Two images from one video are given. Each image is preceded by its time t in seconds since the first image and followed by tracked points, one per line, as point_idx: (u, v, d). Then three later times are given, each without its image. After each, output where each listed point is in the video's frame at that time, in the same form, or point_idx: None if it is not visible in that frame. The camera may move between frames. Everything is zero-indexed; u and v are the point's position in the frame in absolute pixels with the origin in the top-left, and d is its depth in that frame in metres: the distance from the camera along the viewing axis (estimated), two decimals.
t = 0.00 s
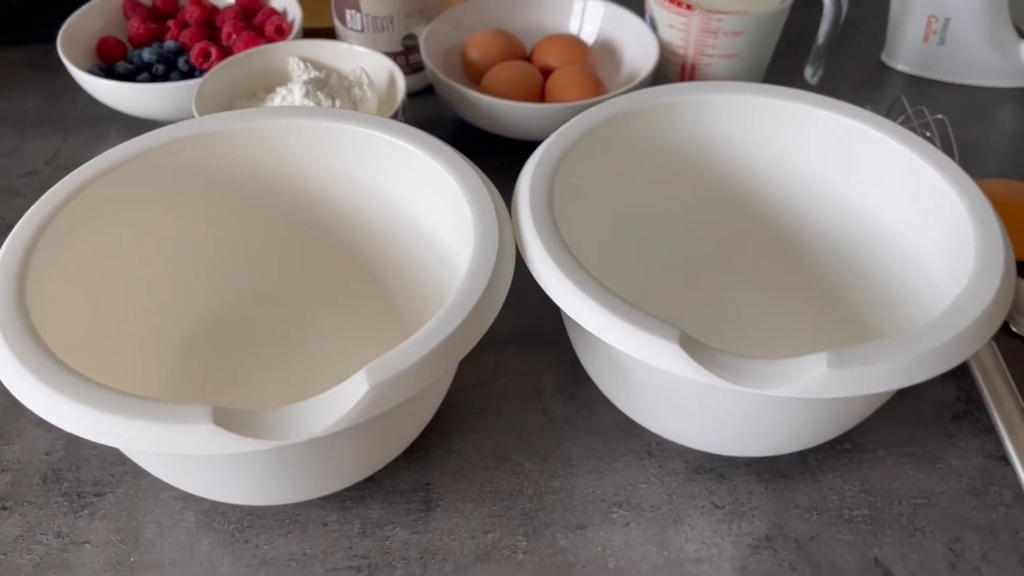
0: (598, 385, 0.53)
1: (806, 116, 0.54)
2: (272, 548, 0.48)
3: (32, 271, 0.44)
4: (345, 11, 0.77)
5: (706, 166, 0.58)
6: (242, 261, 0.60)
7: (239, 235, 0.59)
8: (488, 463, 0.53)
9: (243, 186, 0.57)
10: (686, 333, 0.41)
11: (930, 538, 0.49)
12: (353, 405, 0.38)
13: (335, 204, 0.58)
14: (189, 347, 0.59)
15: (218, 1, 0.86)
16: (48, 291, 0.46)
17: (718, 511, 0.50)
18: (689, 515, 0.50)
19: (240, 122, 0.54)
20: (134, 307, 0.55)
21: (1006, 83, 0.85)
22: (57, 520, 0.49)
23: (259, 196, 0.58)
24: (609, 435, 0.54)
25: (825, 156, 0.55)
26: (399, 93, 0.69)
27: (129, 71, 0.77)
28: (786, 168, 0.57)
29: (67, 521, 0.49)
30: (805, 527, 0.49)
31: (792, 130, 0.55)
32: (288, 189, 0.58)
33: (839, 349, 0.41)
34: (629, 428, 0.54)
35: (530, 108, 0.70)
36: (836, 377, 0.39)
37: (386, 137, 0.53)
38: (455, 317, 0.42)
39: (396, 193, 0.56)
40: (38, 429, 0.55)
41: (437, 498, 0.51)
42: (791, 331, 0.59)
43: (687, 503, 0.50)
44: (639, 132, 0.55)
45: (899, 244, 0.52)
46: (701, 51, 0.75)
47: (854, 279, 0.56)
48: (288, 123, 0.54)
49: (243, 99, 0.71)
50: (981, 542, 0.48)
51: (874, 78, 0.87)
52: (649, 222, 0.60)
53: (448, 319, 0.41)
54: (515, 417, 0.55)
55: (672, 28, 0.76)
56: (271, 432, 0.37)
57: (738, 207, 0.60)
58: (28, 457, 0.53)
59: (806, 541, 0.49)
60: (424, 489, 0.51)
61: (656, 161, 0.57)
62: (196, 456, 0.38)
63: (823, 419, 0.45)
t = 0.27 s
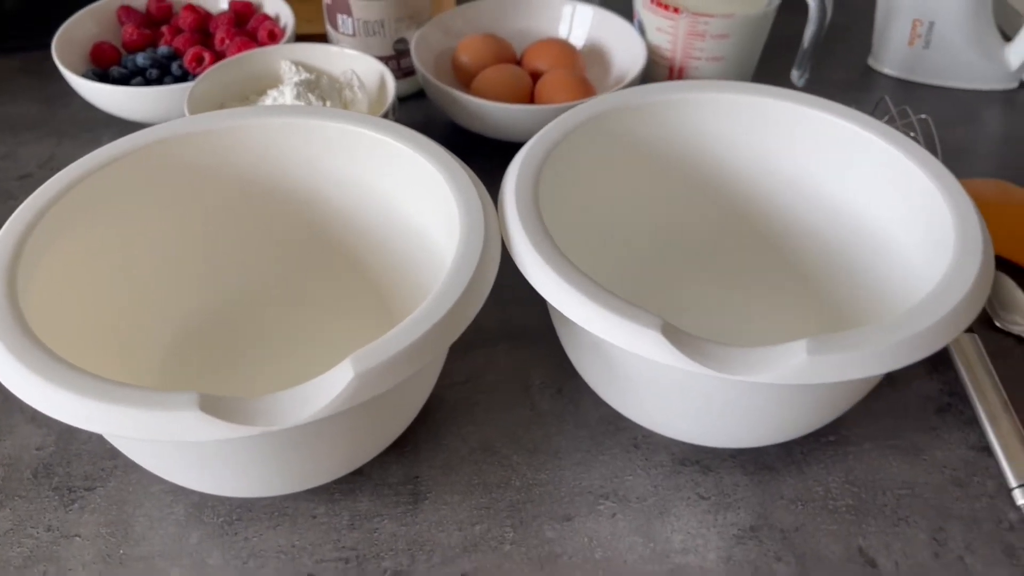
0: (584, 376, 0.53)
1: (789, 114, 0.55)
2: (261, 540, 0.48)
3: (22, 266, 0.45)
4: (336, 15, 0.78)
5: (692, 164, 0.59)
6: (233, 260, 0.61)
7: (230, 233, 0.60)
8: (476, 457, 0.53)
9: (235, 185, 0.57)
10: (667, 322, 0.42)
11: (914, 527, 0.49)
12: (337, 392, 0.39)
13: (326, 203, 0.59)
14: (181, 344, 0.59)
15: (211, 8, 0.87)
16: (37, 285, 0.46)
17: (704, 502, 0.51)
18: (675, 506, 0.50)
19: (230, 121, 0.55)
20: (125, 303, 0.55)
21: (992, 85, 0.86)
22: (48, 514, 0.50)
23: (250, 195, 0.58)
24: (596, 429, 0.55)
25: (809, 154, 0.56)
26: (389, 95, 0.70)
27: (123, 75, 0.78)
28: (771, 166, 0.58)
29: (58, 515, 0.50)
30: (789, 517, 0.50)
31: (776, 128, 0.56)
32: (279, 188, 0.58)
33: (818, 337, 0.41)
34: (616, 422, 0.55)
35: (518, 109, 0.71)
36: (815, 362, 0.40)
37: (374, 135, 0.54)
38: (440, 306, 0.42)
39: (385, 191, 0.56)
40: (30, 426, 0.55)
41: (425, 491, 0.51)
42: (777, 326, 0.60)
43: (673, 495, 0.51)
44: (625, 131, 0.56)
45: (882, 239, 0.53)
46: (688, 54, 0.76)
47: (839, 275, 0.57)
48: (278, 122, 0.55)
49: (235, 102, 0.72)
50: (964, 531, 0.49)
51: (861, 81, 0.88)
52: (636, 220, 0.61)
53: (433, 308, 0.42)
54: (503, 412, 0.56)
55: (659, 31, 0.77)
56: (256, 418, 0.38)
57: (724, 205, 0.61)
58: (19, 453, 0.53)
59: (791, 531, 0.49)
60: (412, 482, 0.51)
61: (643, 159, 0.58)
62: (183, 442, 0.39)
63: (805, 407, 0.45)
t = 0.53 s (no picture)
0: (574, 374, 0.54)
1: (776, 117, 0.56)
2: (254, 537, 0.49)
3: (19, 264, 0.46)
4: (332, 25, 0.79)
5: (682, 168, 0.60)
6: (228, 262, 0.61)
7: (226, 236, 0.60)
8: (467, 455, 0.53)
9: (231, 188, 0.58)
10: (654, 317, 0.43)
11: (901, 523, 0.50)
12: (329, 385, 0.39)
13: (320, 206, 0.60)
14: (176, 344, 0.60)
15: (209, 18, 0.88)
16: (33, 284, 0.47)
17: (693, 499, 0.51)
18: (665, 503, 0.51)
19: (225, 124, 0.56)
20: (120, 304, 0.56)
21: (979, 94, 0.87)
22: (42, 512, 0.50)
23: (245, 198, 0.59)
24: (587, 428, 0.55)
25: (796, 156, 0.57)
26: (383, 101, 0.71)
27: (121, 84, 0.79)
28: (759, 168, 0.59)
29: (52, 513, 0.50)
30: (778, 514, 0.50)
31: (763, 131, 0.57)
32: (274, 192, 0.59)
33: (802, 331, 0.42)
34: (607, 421, 0.55)
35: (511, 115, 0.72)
36: (799, 355, 0.41)
37: (366, 138, 0.55)
38: (431, 301, 0.43)
39: (377, 194, 0.57)
40: (25, 425, 0.55)
41: (417, 488, 0.51)
42: (765, 327, 0.60)
43: (663, 492, 0.51)
44: (615, 134, 0.57)
45: (867, 240, 0.54)
46: (679, 62, 0.77)
47: (825, 276, 0.58)
48: (273, 125, 0.56)
49: (231, 109, 0.73)
50: (951, 527, 0.49)
51: (850, 90, 0.90)
52: (626, 222, 0.61)
53: (424, 303, 0.43)
54: (495, 411, 0.56)
55: (650, 39, 0.78)
56: (248, 410, 0.38)
57: (713, 207, 0.62)
58: (14, 452, 0.54)
59: (779, 528, 0.49)
60: (404, 480, 0.52)
61: (632, 162, 0.59)
62: (175, 435, 0.39)
63: (791, 401, 0.46)
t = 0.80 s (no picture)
0: (568, 377, 0.55)
1: (766, 127, 0.57)
2: (252, 537, 0.49)
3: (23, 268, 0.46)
4: (332, 37, 0.80)
5: (674, 177, 0.61)
6: (228, 268, 0.62)
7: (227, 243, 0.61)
8: (463, 457, 0.54)
9: (233, 195, 0.60)
10: (646, 318, 0.43)
11: (890, 525, 0.50)
12: (326, 382, 0.40)
13: (319, 213, 0.61)
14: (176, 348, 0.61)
15: (211, 32, 0.90)
16: (36, 286, 0.48)
17: (685, 501, 0.52)
18: (657, 505, 0.51)
19: (227, 133, 0.57)
20: (122, 308, 0.57)
21: (970, 107, 0.88)
22: (43, 512, 0.51)
23: (246, 205, 0.60)
24: (581, 431, 0.56)
25: (786, 165, 0.58)
26: (382, 112, 0.72)
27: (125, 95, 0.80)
28: (750, 177, 0.60)
29: (53, 513, 0.51)
30: (769, 515, 0.51)
31: (754, 140, 0.58)
32: (274, 199, 0.60)
33: (791, 331, 0.43)
34: (600, 425, 0.56)
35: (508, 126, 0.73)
36: (787, 356, 0.42)
37: (365, 146, 0.56)
38: (428, 301, 0.44)
39: (376, 200, 0.58)
40: (27, 427, 0.56)
41: (413, 490, 0.52)
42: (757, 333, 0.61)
43: (656, 494, 0.52)
44: (608, 143, 0.58)
45: (856, 246, 0.55)
46: (673, 75, 0.79)
47: (816, 282, 0.59)
48: (274, 134, 0.57)
49: (233, 119, 0.74)
50: (940, 529, 0.50)
51: (842, 104, 0.91)
52: (621, 231, 0.62)
53: (422, 304, 0.44)
54: (491, 415, 0.57)
55: (645, 53, 0.79)
56: (247, 407, 0.39)
57: (706, 216, 0.63)
58: (16, 454, 0.54)
59: (770, 529, 0.50)
60: (400, 482, 0.52)
61: (626, 171, 0.60)
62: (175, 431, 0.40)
63: (782, 403, 0.47)
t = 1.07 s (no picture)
0: (568, 387, 0.55)
1: (764, 138, 0.58)
2: (250, 546, 0.49)
3: (24, 276, 0.47)
4: (334, 51, 0.81)
5: (673, 188, 0.62)
6: (229, 278, 0.63)
7: (227, 253, 0.62)
8: (462, 467, 0.54)
9: (234, 205, 0.60)
10: (645, 326, 0.43)
11: (891, 536, 0.50)
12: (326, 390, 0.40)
13: (319, 224, 0.61)
14: (177, 358, 0.61)
15: (214, 45, 0.90)
16: (37, 295, 0.48)
17: (685, 511, 0.52)
18: (657, 515, 0.51)
19: (228, 143, 0.57)
20: (123, 316, 0.57)
21: (968, 121, 0.89)
22: (42, 521, 0.51)
23: (247, 216, 0.61)
24: (580, 441, 0.56)
25: (785, 176, 0.58)
26: (383, 124, 0.73)
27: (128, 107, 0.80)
28: (749, 188, 0.60)
29: (51, 522, 0.51)
30: (769, 526, 0.51)
31: (753, 151, 0.59)
32: (275, 209, 0.61)
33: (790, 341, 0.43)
34: (600, 435, 0.56)
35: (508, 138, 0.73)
36: (786, 365, 0.42)
37: (365, 156, 0.56)
38: (428, 310, 0.44)
39: (376, 210, 0.58)
40: (27, 437, 0.56)
41: (412, 500, 0.52)
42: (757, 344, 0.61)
43: (655, 504, 0.52)
44: (608, 154, 0.58)
45: (854, 257, 0.55)
46: (672, 88, 0.79)
47: (815, 293, 0.59)
48: (275, 145, 0.58)
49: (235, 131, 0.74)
50: (940, 540, 0.50)
51: (841, 117, 0.91)
52: (620, 242, 0.63)
53: (422, 312, 0.44)
54: (490, 425, 0.57)
55: (644, 66, 0.80)
56: (246, 414, 0.39)
57: (705, 227, 0.63)
58: (15, 463, 0.54)
59: (770, 539, 0.50)
60: (399, 492, 0.52)
61: (625, 182, 0.60)
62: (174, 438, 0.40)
63: (780, 412, 0.47)
